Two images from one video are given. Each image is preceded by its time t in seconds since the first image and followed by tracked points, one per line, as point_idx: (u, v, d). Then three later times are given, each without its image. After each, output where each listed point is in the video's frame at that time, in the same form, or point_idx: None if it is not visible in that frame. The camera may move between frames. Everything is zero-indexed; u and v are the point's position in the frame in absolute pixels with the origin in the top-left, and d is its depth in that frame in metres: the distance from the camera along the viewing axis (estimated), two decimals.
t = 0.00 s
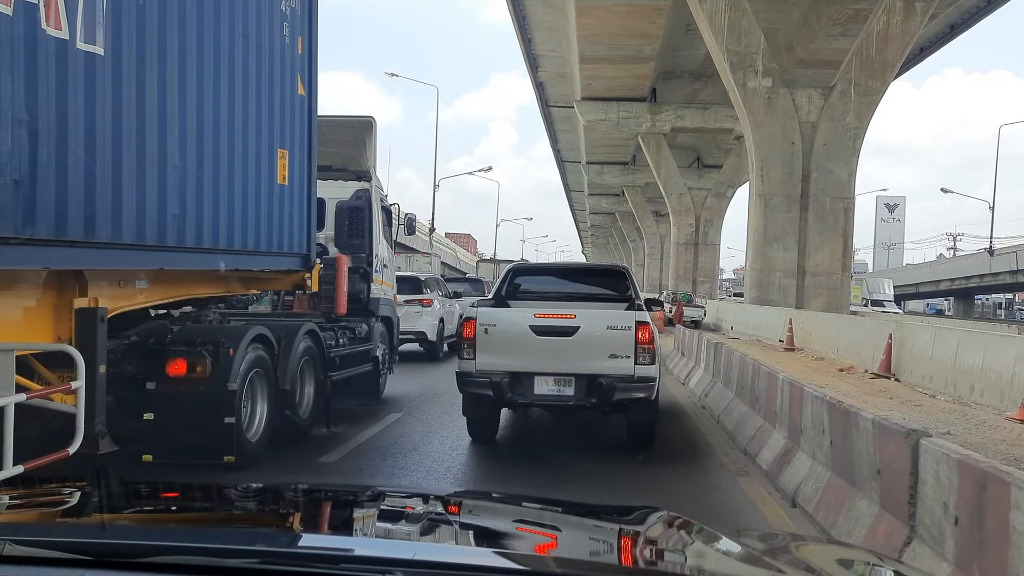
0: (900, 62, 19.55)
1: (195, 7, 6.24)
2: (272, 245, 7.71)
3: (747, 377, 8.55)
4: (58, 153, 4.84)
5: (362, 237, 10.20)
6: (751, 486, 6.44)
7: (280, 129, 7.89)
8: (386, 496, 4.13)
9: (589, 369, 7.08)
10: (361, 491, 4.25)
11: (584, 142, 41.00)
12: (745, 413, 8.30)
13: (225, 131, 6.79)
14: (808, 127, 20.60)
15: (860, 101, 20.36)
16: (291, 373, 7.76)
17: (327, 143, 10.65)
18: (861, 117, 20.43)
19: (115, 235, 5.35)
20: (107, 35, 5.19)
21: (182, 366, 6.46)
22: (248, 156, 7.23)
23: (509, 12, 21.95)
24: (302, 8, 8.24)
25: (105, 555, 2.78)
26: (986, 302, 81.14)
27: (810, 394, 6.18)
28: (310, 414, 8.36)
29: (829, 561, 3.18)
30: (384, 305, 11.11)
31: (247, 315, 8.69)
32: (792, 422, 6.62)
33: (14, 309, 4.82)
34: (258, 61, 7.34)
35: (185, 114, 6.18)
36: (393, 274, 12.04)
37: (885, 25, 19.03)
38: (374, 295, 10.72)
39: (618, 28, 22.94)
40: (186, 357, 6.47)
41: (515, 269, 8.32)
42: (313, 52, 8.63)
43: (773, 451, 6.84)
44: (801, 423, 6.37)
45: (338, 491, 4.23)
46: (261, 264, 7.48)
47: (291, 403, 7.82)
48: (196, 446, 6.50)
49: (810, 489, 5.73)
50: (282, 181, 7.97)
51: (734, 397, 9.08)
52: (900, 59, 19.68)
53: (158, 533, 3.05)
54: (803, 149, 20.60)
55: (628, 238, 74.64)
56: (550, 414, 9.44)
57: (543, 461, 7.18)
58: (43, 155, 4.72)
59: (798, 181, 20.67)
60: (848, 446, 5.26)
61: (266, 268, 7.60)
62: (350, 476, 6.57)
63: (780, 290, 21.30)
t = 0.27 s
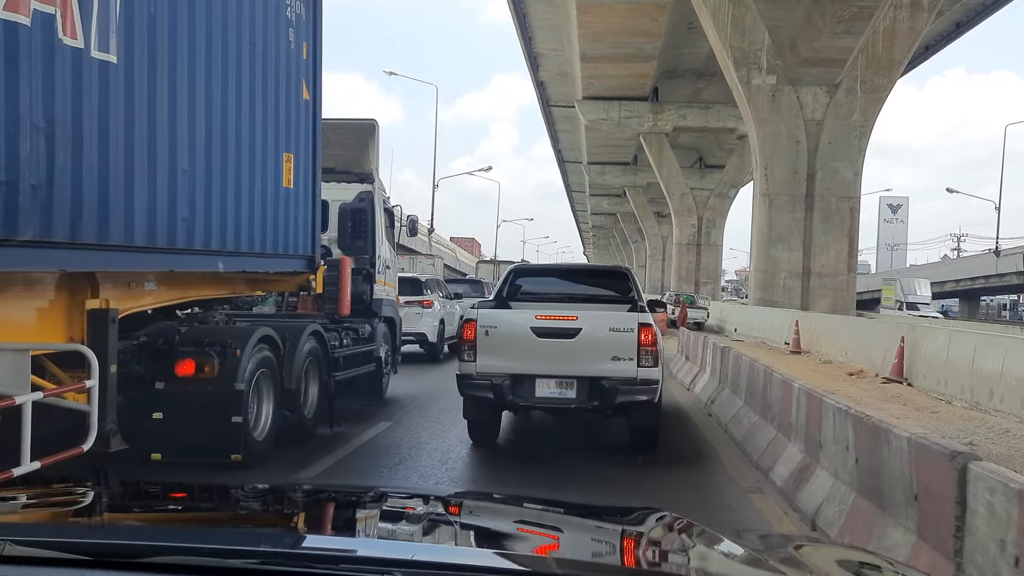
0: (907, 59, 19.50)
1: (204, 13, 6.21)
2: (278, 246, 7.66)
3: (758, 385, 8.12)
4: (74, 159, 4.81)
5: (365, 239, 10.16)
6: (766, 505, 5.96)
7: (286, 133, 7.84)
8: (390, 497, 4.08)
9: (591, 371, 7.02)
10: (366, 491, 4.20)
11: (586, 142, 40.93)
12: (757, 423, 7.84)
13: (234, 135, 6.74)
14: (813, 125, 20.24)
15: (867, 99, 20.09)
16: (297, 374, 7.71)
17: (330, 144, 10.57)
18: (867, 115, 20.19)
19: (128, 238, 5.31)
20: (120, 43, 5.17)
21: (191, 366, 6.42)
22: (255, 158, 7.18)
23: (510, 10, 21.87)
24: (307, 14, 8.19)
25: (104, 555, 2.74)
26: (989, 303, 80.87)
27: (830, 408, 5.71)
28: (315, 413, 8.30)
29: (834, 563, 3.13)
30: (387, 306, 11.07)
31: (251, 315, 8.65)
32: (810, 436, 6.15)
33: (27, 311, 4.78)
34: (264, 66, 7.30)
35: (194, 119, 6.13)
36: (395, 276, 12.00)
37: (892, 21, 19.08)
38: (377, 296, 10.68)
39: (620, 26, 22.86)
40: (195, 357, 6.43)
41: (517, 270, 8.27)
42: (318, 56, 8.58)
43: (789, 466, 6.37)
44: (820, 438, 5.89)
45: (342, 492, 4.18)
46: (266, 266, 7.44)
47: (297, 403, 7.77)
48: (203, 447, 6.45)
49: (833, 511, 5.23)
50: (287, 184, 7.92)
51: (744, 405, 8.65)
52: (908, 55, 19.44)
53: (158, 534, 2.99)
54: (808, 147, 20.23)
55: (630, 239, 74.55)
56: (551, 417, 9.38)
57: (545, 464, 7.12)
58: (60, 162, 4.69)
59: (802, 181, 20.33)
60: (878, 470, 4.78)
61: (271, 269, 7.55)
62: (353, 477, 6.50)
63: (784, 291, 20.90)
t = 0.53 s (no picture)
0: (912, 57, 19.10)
1: (211, 19, 6.17)
2: (283, 249, 7.61)
3: (768, 394, 7.61)
4: (86, 166, 4.78)
5: (368, 241, 10.13)
6: (773, 518, 5.63)
7: (291, 138, 7.80)
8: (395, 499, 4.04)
9: (594, 374, 6.98)
10: (371, 494, 4.15)
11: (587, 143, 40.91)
12: (769, 435, 7.30)
13: (240, 139, 6.70)
14: (816, 125, 20.07)
15: (871, 99, 19.77)
16: (301, 375, 7.67)
17: (335, 149, 10.49)
18: (871, 116, 19.88)
19: (138, 241, 5.27)
20: (130, 50, 5.14)
21: (198, 366, 6.38)
22: (260, 162, 7.13)
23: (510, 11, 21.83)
24: (312, 18, 8.15)
25: (103, 557, 2.71)
26: (992, 305, 80.68)
27: (852, 421, 5.18)
28: (320, 412, 8.25)
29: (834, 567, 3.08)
30: (390, 308, 11.02)
31: (255, 316, 8.60)
32: (828, 451, 5.63)
33: (39, 311, 4.76)
34: (270, 70, 7.26)
35: (202, 124, 6.09)
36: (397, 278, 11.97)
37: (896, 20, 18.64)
38: (380, 297, 10.63)
39: (621, 26, 22.82)
40: (201, 357, 6.39)
41: (518, 271, 8.24)
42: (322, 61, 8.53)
43: (805, 483, 5.82)
44: (841, 454, 5.36)
45: (345, 493, 4.14)
46: (271, 268, 7.39)
47: (302, 404, 7.72)
48: (209, 447, 6.38)
49: (844, 526, 4.91)
50: (292, 187, 7.88)
51: (753, 415, 8.15)
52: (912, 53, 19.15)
53: (160, 537, 2.95)
54: (811, 147, 20.08)
55: (631, 240, 74.54)
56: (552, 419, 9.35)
57: (544, 468, 7.07)
58: (73, 168, 4.66)
59: (805, 181, 20.14)
60: (912, 498, 4.24)
61: (275, 271, 7.49)
62: (356, 479, 6.44)
63: (789, 293, 20.75)
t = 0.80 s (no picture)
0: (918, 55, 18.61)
1: (215, 22, 6.13)
2: (286, 250, 7.56)
3: (777, 399, 7.32)
4: (92, 168, 4.73)
5: (370, 242, 10.05)
6: (778, 524, 5.55)
7: (294, 140, 7.75)
8: (398, 502, 3.98)
9: (597, 376, 6.93)
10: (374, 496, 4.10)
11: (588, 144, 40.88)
12: (778, 442, 7.01)
13: (244, 141, 6.65)
14: (821, 123, 19.33)
15: (877, 97, 19.09)
16: (304, 375, 7.62)
17: (336, 151, 10.49)
18: (878, 114, 19.17)
19: (143, 243, 5.22)
20: (135, 54, 5.09)
21: (201, 367, 6.33)
22: (264, 163, 7.09)
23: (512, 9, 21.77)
24: (314, 21, 8.10)
25: (110, 559, 2.67)
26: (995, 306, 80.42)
27: (884, 438, 4.69)
28: (323, 414, 8.20)
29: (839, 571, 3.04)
30: (392, 309, 10.98)
31: (257, 317, 8.55)
32: (854, 470, 5.13)
33: (44, 314, 4.71)
34: (273, 72, 7.22)
35: (206, 126, 6.04)
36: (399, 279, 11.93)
37: (903, 15, 18.31)
38: (382, 298, 10.58)
39: (622, 25, 22.75)
40: (205, 359, 6.34)
41: (520, 272, 8.19)
42: (325, 62, 8.48)
43: (827, 505, 5.30)
44: (870, 474, 4.87)
45: (348, 495, 4.09)
46: (275, 270, 7.35)
47: (305, 404, 7.67)
48: (211, 448, 6.34)
49: (853, 528, 4.85)
50: (295, 190, 7.82)
51: (760, 420, 7.95)
52: (920, 50, 18.51)
53: (166, 538, 2.91)
54: (817, 145, 19.35)
55: (633, 241, 74.45)
56: (554, 421, 9.31)
57: (546, 470, 7.03)
58: (79, 171, 4.61)
59: (810, 180, 19.37)
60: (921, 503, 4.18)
61: (278, 273, 7.45)
62: (359, 481, 6.38)
63: (793, 295, 19.97)
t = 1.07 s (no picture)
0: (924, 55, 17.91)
1: (218, 24, 6.09)
2: (288, 252, 7.53)
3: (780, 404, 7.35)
4: (95, 170, 4.69)
5: (373, 245, 9.93)
6: (782, 528, 5.49)
7: (296, 141, 7.71)
8: (400, 505, 3.94)
9: (600, 379, 6.88)
10: (375, 499, 4.07)
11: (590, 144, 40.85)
12: (778, 444, 7.11)
13: (246, 143, 6.61)
14: (826, 122, 18.82)
15: (883, 95, 18.49)
16: (305, 377, 7.58)
17: (339, 153, 10.46)
18: (884, 113, 18.59)
19: (145, 245, 5.18)
20: (137, 57, 5.05)
21: (203, 369, 6.27)
22: (266, 165, 7.05)
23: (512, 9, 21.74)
24: (315, 23, 8.06)
25: (121, 562, 2.63)
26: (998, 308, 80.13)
27: (923, 462, 4.19)
28: (324, 416, 8.16)
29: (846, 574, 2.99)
30: (393, 311, 10.94)
31: (259, 319, 8.52)
32: (861, 473, 5.07)
33: (44, 317, 4.65)
34: (276, 72, 7.18)
35: (208, 128, 6.00)
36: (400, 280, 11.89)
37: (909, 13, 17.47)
38: (383, 300, 10.54)
39: (623, 25, 22.71)
40: (206, 360, 6.29)
41: (521, 274, 8.14)
42: (326, 64, 8.44)
43: (835, 509, 5.24)
44: (904, 500, 4.39)
45: (348, 499, 4.04)
46: (277, 271, 7.32)
47: (306, 406, 7.63)
48: (213, 450, 6.31)
49: (858, 531, 4.79)
50: (296, 192, 7.78)
51: (763, 423, 7.89)
52: (928, 49, 17.73)
53: (172, 542, 2.87)
54: (822, 145, 18.86)
55: (634, 242, 74.32)
56: (555, 425, 9.26)
57: (548, 474, 6.98)
58: (82, 173, 4.57)
59: (815, 181, 18.92)
60: (928, 506, 4.12)
61: (280, 276, 7.41)
62: (360, 483, 6.34)
63: (797, 297, 19.51)
